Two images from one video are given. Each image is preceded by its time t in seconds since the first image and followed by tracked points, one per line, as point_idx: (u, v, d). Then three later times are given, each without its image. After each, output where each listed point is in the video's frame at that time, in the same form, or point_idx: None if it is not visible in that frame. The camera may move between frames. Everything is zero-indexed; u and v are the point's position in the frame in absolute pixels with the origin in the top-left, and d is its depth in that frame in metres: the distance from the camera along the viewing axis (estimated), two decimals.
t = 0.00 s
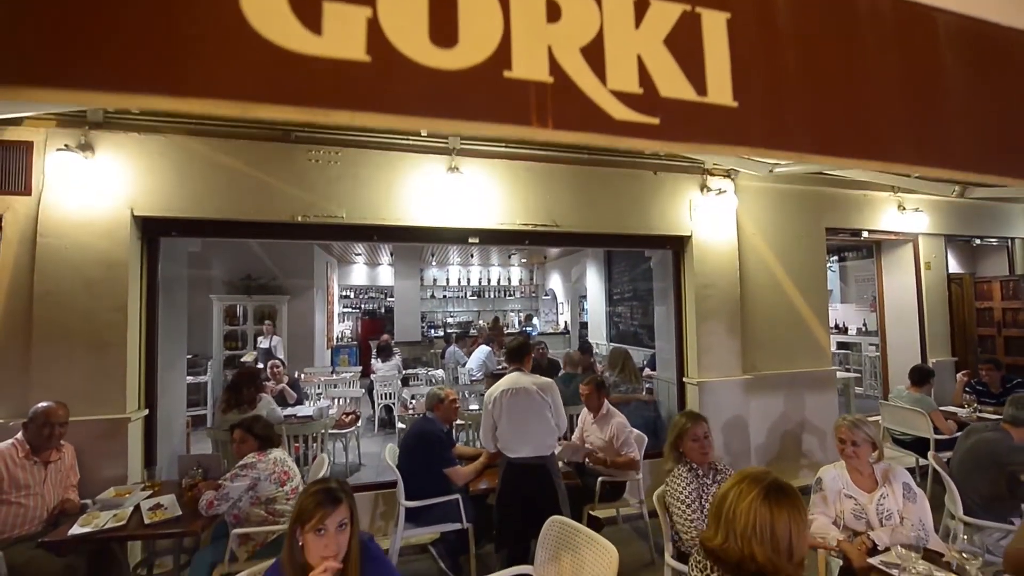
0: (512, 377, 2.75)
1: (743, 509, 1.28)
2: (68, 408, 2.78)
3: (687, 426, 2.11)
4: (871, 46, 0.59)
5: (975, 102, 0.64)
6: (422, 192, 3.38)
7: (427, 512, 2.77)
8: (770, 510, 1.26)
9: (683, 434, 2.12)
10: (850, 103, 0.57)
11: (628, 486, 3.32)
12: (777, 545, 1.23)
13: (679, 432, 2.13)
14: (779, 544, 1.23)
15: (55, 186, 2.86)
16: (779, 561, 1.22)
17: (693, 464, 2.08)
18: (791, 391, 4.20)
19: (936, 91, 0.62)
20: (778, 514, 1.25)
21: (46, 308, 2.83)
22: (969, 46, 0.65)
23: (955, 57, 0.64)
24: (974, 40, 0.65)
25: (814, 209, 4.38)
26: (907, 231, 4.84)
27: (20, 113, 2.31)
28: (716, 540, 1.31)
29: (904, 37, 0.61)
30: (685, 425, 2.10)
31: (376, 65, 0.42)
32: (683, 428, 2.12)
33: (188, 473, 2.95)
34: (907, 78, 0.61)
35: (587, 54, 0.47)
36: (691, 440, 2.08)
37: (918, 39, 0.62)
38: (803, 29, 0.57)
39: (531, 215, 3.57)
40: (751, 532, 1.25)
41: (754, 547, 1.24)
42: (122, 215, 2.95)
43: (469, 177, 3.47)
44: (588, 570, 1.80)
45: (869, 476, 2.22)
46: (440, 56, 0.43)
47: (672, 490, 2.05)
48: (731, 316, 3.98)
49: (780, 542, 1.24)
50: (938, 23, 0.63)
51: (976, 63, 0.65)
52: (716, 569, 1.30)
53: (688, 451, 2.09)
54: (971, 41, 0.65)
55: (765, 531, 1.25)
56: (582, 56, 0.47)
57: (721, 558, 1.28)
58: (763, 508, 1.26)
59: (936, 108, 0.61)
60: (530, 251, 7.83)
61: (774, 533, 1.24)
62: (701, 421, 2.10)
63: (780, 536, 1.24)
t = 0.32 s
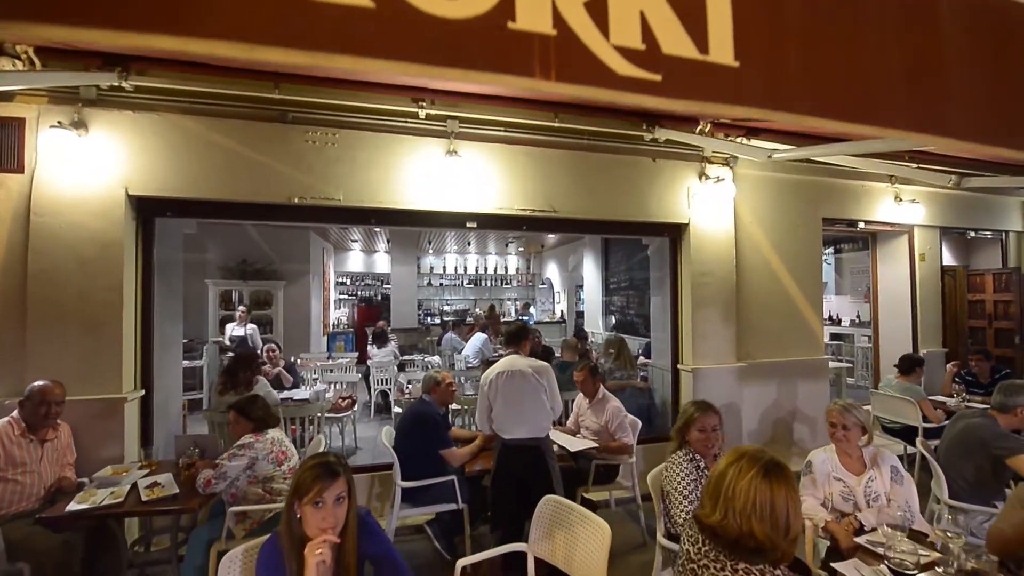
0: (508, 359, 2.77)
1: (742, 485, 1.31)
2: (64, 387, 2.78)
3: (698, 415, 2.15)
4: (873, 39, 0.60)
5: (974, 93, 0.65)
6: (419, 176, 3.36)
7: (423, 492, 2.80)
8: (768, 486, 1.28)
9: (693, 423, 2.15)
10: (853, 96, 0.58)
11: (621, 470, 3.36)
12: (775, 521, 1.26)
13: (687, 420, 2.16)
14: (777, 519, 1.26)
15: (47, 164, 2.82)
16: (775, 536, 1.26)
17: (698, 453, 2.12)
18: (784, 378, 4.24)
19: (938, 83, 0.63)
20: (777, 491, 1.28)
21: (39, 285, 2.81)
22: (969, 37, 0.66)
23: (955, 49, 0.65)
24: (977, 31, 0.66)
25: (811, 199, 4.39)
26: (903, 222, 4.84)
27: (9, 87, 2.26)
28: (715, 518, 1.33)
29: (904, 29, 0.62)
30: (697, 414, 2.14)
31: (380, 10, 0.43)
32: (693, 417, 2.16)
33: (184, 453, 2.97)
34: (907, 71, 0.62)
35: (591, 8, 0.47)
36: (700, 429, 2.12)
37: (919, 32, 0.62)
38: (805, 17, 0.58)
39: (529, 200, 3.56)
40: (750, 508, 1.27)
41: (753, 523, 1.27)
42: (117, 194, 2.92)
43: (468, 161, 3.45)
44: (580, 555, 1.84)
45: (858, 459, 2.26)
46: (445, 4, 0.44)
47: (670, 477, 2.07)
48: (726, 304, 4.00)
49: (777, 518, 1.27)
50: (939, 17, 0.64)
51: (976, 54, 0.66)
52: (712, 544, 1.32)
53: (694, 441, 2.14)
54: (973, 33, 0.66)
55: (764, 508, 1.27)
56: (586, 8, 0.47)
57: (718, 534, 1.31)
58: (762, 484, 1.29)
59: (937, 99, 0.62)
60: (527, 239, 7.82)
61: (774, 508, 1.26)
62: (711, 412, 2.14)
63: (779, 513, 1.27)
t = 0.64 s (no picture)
0: (507, 339, 2.79)
1: (766, 462, 1.29)
2: (66, 365, 2.80)
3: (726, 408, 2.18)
4: (870, 33, 0.75)
5: (969, 73, 0.81)
6: (418, 158, 3.34)
7: (422, 470, 2.84)
8: (788, 463, 1.29)
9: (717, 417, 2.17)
10: (863, 73, 0.73)
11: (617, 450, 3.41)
12: (794, 498, 1.27)
13: (709, 412, 2.17)
14: (796, 496, 1.27)
15: (42, 142, 2.80)
16: (793, 513, 1.26)
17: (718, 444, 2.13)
18: (779, 363, 4.28)
19: (926, 69, 0.78)
20: (794, 468, 1.29)
21: (36, 264, 2.81)
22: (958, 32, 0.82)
23: (945, 41, 0.80)
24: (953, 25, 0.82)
25: (809, 184, 4.39)
26: (901, 209, 4.85)
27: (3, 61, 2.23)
28: (739, 499, 1.28)
29: (900, 23, 0.78)
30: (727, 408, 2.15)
31: None
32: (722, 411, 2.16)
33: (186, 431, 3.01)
34: (899, 60, 0.77)
35: None
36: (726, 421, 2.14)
37: (906, 29, 0.78)
38: (807, 17, 0.72)
39: (528, 182, 3.54)
40: (773, 483, 1.26)
41: (775, 499, 1.25)
42: (113, 173, 2.90)
43: (465, 143, 3.42)
44: (577, 528, 1.88)
45: (851, 438, 2.30)
46: None
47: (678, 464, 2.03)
48: (724, 288, 4.02)
49: (794, 494, 1.28)
50: (928, 20, 0.80)
51: (959, 45, 0.81)
52: (721, 518, 1.32)
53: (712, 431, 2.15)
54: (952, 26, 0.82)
55: (787, 485, 1.27)
56: None
57: (737, 510, 1.28)
58: (781, 462, 1.29)
59: (938, 78, 0.78)
60: (524, 225, 7.81)
61: (793, 484, 1.27)
62: (732, 406, 2.17)
63: (795, 487, 1.27)
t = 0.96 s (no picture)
0: (499, 316, 2.81)
1: (731, 426, 1.33)
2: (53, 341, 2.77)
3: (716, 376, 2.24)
4: None
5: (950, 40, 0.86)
6: (410, 133, 3.29)
7: (415, 445, 2.87)
8: (755, 425, 1.33)
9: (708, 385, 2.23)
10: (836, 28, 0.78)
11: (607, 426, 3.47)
12: (761, 458, 1.31)
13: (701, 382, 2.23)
14: (758, 458, 1.31)
15: (21, 113, 2.72)
16: (761, 472, 1.31)
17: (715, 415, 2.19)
18: (767, 342, 4.36)
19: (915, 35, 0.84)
20: (759, 431, 1.33)
21: (18, 239, 2.75)
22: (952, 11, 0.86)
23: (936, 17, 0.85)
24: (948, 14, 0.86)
25: (801, 166, 4.41)
26: (889, 191, 4.90)
27: None
28: (701, 457, 1.36)
29: None
30: (721, 378, 2.21)
31: None
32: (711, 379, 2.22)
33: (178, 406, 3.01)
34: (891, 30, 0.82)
35: None
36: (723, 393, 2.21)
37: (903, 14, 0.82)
38: None
39: (521, 160, 3.52)
40: (736, 445, 1.32)
41: (739, 460, 1.31)
42: (96, 146, 2.83)
43: (458, 119, 3.38)
44: (567, 496, 1.92)
45: (833, 411, 2.36)
46: None
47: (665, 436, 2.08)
48: (713, 269, 4.06)
49: (759, 456, 1.32)
50: None
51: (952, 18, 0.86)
52: (698, 480, 1.37)
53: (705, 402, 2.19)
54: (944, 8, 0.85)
55: (747, 447, 1.32)
56: None
57: (706, 472, 1.33)
58: (743, 426, 1.33)
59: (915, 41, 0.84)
60: (517, 207, 7.78)
61: (755, 445, 1.31)
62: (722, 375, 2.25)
63: (756, 450, 1.31)
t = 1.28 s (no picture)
0: (491, 294, 2.81)
1: (699, 390, 1.42)
2: (37, 317, 2.73)
3: (667, 347, 2.34)
4: None
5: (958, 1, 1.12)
6: (401, 110, 3.25)
7: (406, 423, 2.89)
8: (724, 389, 1.39)
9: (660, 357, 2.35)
10: None
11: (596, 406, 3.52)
12: (729, 419, 1.36)
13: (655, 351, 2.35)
14: (743, 427, 1.38)
15: None
16: (730, 432, 1.36)
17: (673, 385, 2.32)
18: (753, 325, 4.43)
19: None
20: (745, 402, 1.39)
21: None
22: None
23: None
24: None
25: (791, 151, 4.42)
26: (878, 177, 4.96)
27: None
28: (689, 425, 1.41)
29: None
30: (672, 351, 2.30)
31: None
32: (663, 351, 2.33)
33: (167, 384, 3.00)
34: None
35: None
36: (677, 364, 2.33)
37: None
38: None
39: (513, 140, 3.49)
40: (703, 408, 1.39)
41: (706, 421, 1.37)
42: (76, 119, 2.75)
43: (449, 97, 3.33)
44: (554, 465, 1.97)
45: (815, 389, 2.42)
46: None
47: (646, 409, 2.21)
48: (703, 251, 4.09)
49: (743, 425, 1.38)
50: None
51: None
52: (678, 444, 1.45)
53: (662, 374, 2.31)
54: None
55: (734, 416, 1.37)
56: None
57: (681, 435, 1.42)
58: (731, 397, 1.38)
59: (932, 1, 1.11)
60: (509, 191, 7.74)
61: (741, 415, 1.37)
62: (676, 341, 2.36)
63: (741, 418, 1.37)
